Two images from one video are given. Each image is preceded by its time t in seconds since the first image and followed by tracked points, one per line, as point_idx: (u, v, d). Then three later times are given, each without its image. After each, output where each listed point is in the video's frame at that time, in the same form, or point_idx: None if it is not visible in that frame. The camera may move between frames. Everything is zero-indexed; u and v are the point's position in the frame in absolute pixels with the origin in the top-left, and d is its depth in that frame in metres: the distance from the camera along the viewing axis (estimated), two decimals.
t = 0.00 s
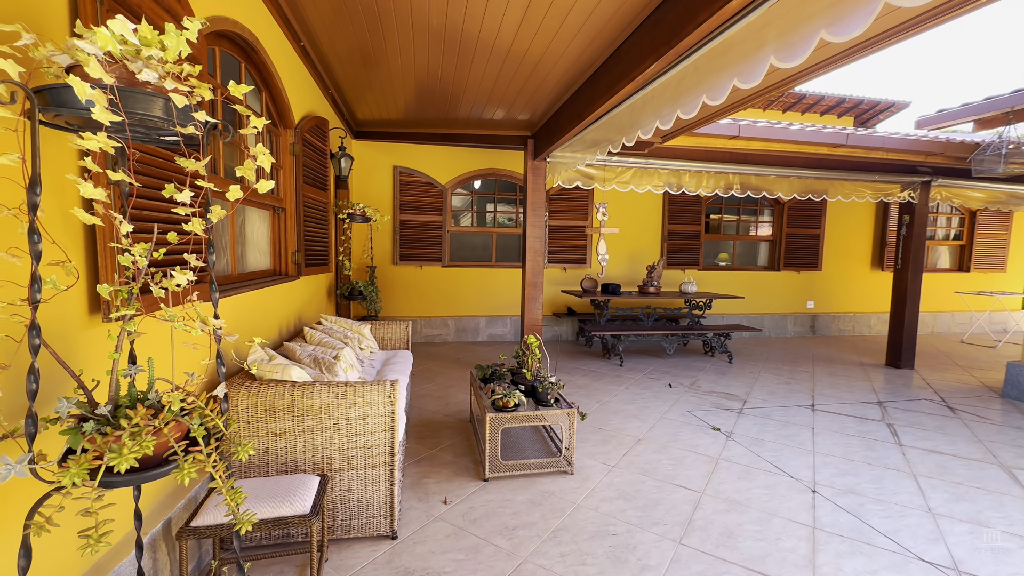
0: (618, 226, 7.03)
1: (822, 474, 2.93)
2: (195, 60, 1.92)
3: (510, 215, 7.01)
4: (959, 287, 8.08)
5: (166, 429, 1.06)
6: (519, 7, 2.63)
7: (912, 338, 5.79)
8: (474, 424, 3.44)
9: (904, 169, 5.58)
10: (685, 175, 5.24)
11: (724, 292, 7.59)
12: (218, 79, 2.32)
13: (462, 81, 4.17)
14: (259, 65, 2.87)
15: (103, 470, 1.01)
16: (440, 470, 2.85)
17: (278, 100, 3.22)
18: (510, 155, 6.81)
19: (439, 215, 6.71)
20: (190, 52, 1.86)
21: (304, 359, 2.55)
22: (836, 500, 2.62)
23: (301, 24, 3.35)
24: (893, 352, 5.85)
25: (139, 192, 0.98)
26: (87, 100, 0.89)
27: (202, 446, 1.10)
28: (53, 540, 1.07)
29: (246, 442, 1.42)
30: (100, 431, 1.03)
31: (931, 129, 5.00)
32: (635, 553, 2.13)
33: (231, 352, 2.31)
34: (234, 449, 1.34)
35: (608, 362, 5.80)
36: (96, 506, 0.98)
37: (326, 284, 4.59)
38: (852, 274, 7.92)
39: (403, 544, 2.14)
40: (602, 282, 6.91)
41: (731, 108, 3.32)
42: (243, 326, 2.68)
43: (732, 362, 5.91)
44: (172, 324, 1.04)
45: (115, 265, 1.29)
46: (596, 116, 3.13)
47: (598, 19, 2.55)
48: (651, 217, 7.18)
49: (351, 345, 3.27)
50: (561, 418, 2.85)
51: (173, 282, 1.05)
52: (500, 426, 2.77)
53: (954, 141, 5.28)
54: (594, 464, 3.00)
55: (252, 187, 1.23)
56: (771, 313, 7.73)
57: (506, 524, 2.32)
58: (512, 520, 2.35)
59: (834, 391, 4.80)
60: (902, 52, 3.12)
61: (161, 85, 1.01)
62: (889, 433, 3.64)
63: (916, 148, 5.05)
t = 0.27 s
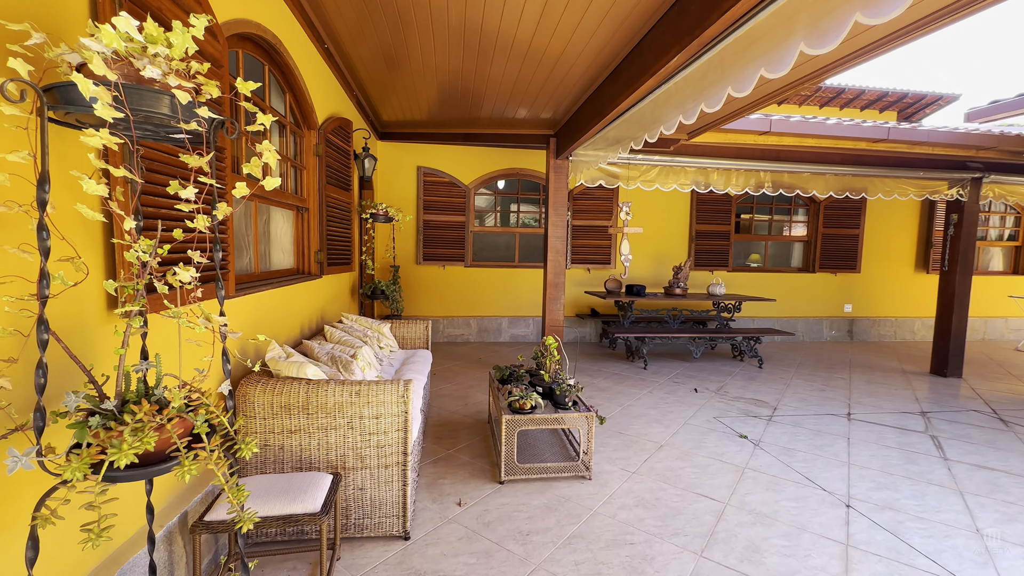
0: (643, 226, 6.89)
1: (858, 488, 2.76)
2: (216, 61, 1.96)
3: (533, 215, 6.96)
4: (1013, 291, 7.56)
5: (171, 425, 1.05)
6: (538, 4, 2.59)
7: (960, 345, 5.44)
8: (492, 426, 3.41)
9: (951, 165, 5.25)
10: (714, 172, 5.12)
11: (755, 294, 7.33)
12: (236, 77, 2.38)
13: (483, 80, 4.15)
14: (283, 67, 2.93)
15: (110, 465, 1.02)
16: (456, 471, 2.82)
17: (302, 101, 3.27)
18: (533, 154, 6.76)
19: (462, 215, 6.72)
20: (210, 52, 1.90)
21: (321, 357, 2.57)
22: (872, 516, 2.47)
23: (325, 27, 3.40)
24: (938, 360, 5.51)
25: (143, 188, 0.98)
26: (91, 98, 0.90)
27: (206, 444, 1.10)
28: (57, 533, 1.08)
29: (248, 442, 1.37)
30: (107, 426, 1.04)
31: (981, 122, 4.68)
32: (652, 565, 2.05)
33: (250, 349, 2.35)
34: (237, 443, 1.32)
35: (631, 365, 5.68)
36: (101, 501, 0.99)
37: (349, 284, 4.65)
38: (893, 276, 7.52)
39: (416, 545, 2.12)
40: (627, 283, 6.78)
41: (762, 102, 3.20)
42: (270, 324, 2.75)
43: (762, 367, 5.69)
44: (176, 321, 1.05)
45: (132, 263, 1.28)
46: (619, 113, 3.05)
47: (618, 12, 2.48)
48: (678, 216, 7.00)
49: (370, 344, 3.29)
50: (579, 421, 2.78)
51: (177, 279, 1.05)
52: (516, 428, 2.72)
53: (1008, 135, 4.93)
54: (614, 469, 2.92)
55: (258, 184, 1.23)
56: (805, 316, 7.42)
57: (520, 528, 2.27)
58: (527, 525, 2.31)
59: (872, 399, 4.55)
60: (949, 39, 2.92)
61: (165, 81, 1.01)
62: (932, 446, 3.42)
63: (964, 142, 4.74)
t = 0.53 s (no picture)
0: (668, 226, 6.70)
1: (898, 505, 2.57)
2: (229, 59, 1.96)
3: (555, 215, 6.87)
4: None
5: (162, 424, 1.03)
6: None
7: (1013, 353, 5.06)
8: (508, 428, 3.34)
9: (1004, 159, 4.89)
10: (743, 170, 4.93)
11: (786, 296, 7.04)
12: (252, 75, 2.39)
13: (501, 77, 4.10)
14: (301, 67, 2.95)
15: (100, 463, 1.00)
16: (469, 474, 2.77)
17: (320, 101, 3.30)
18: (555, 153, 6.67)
19: (483, 215, 6.68)
20: (223, 49, 1.90)
21: (334, 356, 2.55)
22: (914, 537, 2.28)
23: (344, 26, 3.41)
24: (988, 368, 5.15)
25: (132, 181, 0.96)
26: (77, 86, 0.87)
27: (197, 444, 1.07)
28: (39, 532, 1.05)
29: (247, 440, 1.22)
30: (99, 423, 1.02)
31: None
32: None
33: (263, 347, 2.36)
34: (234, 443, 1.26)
35: (655, 369, 5.52)
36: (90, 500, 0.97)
37: (369, 283, 4.67)
38: (938, 278, 7.09)
39: (424, 550, 2.07)
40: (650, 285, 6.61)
41: (793, 92, 3.04)
42: (286, 322, 2.77)
43: (793, 373, 5.44)
44: (166, 317, 1.02)
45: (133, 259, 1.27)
46: (639, 106, 2.93)
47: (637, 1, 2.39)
48: (705, 216, 6.79)
49: (386, 343, 3.27)
50: (596, 427, 2.68)
51: (168, 274, 1.02)
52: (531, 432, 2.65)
53: None
54: (632, 477, 2.81)
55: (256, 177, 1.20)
56: (840, 320, 7.08)
57: (532, 536, 2.20)
58: (539, 533, 2.23)
59: (914, 409, 4.27)
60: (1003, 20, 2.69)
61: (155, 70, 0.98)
62: (982, 462, 3.16)
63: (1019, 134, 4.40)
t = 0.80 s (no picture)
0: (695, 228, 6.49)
1: (945, 531, 2.35)
2: (240, 62, 1.96)
3: (577, 217, 6.75)
4: None
5: (144, 434, 0.99)
6: None
7: None
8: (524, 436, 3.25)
9: None
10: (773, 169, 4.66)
11: (821, 302, 6.70)
12: (266, 79, 2.39)
13: (520, 76, 4.04)
14: (318, 70, 2.96)
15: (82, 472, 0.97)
16: (482, 484, 2.69)
17: (338, 105, 3.30)
18: (578, 155, 6.56)
19: (504, 217, 6.62)
20: (233, 52, 1.89)
21: (345, 360, 2.52)
22: (963, 568, 2.08)
23: (362, 29, 3.41)
24: None
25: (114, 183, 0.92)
26: (54, 86, 0.85)
27: (182, 455, 1.03)
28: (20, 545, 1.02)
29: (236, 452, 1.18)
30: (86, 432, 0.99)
31: None
32: None
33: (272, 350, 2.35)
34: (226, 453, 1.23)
35: (680, 376, 5.33)
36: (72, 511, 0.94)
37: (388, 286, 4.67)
38: (990, 283, 6.62)
39: (432, 563, 2.01)
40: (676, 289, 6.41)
41: (826, 85, 2.87)
42: (301, 326, 2.76)
43: (829, 383, 5.15)
44: (149, 323, 0.98)
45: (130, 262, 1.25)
46: (661, 103, 2.81)
47: None
48: (734, 218, 6.54)
49: (401, 347, 3.23)
50: (614, 437, 2.57)
51: (151, 278, 0.99)
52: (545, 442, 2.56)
53: None
54: (652, 491, 2.67)
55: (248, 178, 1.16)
56: (881, 327, 6.69)
57: (544, 553, 2.10)
58: (551, 549, 2.13)
59: (964, 424, 3.96)
60: None
61: (137, 68, 0.94)
62: None
63: None
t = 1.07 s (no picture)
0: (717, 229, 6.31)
1: (989, 557, 2.18)
2: (249, 67, 1.96)
3: (596, 219, 6.65)
4: None
5: (130, 445, 0.97)
6: None
7: None
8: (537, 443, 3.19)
9: None
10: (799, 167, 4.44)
11: (852, 305, 6.42)
12: (277, 83, 2.40)
13: (535, 76, 3.99)
14: (331, 74, 2.96)
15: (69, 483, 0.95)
16: (492, 492, 2.64)
17: (352, 109, 3.31)
18: (596, 155, 6.46)
19: (522, 219, 6.57)
20: (241, 57, 1.89)
21: (354, 364, 2.50)
22: None
23: (376, 32, 3.42)
24: None
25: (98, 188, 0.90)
26: (36, 91, 0.83)
27: (169, 467, 1.01)
28: (7, 555, 1.00)
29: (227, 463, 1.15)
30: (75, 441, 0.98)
31: None
32: None
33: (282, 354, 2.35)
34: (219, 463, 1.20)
35: (701, 382, 5.17)
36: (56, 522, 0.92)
37: (404, 289, 4.68)
38: None
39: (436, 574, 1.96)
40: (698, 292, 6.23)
41: (856, 79, 2.72)
42: (313, 329, 2.77)
43: (861, 391, 4.91)
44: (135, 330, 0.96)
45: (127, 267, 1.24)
46: (679, 101, 2.71)
47: None
48: (760, 218, 6.32)
49: (413, 351, 3.21)
50: (628, 447, 2.48)
51: (136, 285, 0.96)
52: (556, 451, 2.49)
53: None
54: (669, 504, 2.57)
55: (240, 183, 1.13)
56: (917, 333, 6.36)
57: (553, 567, 2.03)
58: (560, 563, 2.06)
59: (1010, 438, 3.69)
60: None
61: (120, 70, 0.92)
62: None
63: None
